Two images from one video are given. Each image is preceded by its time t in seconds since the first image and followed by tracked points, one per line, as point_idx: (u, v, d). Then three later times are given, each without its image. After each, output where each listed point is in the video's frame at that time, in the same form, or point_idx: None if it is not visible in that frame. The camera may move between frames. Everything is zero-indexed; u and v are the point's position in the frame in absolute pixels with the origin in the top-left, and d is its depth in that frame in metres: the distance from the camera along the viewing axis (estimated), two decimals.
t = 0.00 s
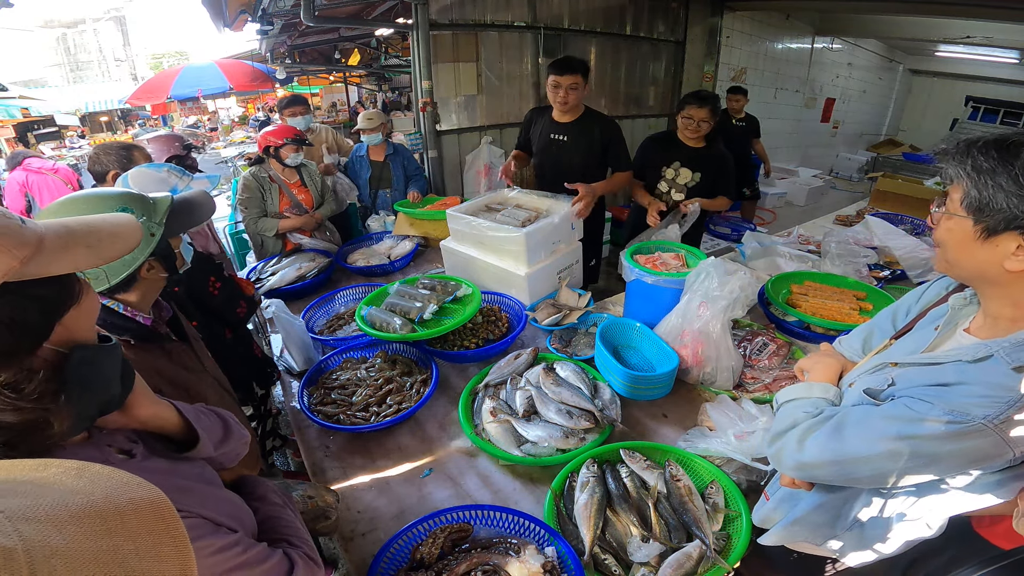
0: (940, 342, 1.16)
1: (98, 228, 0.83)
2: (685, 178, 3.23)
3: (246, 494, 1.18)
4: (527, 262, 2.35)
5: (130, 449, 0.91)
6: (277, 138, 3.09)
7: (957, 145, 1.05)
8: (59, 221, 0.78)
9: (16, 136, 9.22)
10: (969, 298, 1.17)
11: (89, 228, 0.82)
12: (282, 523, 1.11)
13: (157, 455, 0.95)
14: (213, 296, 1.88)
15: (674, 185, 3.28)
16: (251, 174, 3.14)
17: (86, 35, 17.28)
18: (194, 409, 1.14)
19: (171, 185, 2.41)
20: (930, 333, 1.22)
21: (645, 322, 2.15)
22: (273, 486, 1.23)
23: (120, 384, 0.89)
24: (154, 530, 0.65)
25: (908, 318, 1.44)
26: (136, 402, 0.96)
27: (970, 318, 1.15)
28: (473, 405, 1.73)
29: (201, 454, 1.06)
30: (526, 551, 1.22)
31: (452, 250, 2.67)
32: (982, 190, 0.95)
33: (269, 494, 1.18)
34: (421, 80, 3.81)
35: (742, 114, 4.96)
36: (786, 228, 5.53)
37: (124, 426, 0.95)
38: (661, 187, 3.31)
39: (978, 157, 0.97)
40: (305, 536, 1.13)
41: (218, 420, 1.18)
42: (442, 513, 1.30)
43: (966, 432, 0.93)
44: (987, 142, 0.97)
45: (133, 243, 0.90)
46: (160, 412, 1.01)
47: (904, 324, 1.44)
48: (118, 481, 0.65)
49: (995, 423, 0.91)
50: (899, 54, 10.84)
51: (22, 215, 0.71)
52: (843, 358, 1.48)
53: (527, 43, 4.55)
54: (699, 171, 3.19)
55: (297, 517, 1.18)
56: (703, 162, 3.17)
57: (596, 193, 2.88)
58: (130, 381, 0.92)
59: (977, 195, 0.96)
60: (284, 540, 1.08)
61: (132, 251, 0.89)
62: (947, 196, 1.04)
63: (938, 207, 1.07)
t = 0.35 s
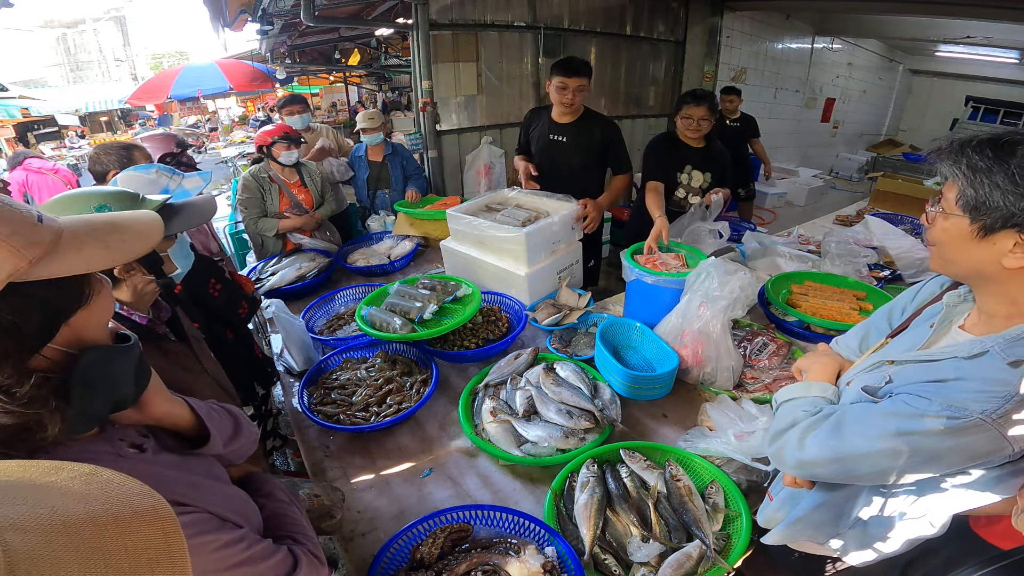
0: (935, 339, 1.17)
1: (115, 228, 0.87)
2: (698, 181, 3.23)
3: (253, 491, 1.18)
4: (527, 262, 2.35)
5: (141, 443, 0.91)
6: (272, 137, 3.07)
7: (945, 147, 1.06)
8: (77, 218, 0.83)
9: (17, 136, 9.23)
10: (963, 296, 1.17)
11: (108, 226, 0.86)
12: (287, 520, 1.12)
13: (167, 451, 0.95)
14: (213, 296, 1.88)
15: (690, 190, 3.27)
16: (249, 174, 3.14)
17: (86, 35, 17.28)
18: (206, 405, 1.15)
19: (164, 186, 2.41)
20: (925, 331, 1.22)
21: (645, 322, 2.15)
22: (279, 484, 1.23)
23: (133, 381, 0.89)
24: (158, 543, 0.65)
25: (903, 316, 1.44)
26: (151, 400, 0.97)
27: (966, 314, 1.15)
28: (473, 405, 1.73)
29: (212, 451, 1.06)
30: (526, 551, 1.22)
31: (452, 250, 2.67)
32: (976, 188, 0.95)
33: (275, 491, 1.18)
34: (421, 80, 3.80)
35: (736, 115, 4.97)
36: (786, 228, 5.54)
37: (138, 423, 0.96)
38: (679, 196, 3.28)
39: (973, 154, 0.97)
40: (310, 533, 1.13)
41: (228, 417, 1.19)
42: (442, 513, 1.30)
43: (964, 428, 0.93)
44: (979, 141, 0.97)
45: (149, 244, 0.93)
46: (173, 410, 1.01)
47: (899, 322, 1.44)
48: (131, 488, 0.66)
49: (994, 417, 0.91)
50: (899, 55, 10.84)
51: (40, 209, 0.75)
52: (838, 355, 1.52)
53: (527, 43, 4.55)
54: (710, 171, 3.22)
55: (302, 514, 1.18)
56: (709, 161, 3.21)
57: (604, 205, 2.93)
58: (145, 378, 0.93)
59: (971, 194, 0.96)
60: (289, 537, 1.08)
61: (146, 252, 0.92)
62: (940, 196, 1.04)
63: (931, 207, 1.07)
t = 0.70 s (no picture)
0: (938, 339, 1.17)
1: (136, 229, 0.88)
2: (702, 184, 3.26)
3: (257, 486, 1.18)
4: (527, 262, 2.35)
5: (147, 437, 0.90)
6: (268, 137, 3.07)
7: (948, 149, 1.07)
8: (100, 220, 0.84)
9: (17, 137, 9.22)
10: (966, 294, 1.17)
11: (128, 228, 0.87)
12: (291, 516, 1.12)
13: (173, 445, 0.95)
14: (213, 295, 1.88)
15: (695, 193, 3.28)
16: (249, 175, 3.14)
17: (85, 35, 17.28)
18: (211, 402, 1.15)
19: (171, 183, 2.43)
20: (928, 330, 1.21)
21: (645, 323, 2.15)
22: (283, 481, 1.23)
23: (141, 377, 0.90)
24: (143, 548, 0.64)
25: (905, 315, 1.44)
26: (159, 395, 0.98)
27: (970, 313, 1.15)
28: (473, 405, 1.73)
29: (217, 447, 1.05)
30: (526, 551, 1.22)
31: (452, 250, 2.67)
32: (984, 188, 0.95)
33: (280, 487, 1.18)
34: (421, 80, 3.81)
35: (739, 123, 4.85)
36: (786, 228, 5.54)
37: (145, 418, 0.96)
38: (684, 200, 3.29)
39: (978, 154, 0.98)
40: (314, 530, 1.13)
41: (234, 413, 1.19)
42: (441, 513, 1.30)
43: (971, 425, 0.93)
44: (983, 141, 0.98)
45: (168, 245, 0.93)
46: (180, 406, 1.02)
47: (901, 322, 1.44)
48: (119, 493, 0.67)
49: (1001, 415, 0.91)
50: (899, 54, 10.84)
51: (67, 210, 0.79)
52: (840, 354, 1.50)
53: (527, 43, 4.56)
54: (713, 174, 3.25)
55: (305, 511, 1.18)
56: (712, 162, 3.22)
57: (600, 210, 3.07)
58: (153, 375, 0.94)
59: (980, 194, 0.96)
60: (292, 532, 1.08)
61: (165, 254, 0.91)
62: (948, 196, 1.04)
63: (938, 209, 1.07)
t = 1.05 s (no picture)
0: (943, 341, 1.17)
1: (142, 239, 0.87)
2: (700, 185, 3.26)
3: (258, 487, 1.18)
4: (527, 263, 2.35)
5: (149, 435, 0.90)
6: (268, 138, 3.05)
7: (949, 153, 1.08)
8: (109, 225, 0.85)
9: (17, 136, 9.23)
10: (970, 297, 1.17)
11: (137, 236, 0.87)
12: (290, 516, 1.12)
13: (175, 444, 0.94)
14: (209, 288, 1.87)
15: (692, 195, 3.29)
16: (248, 175, 3.13)
17: (85, 35, 17.29)
18: (218, 401, 1.14)
19: (173, 185, 2.42)
20: (931, 332, 1.21)
21: (645, 322, 2.15)
22: (284, 481, 1.23)
23: (141, 385, 0.88)
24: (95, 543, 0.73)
25: (905, 316, 1.44)
26: (166, 395, 0.97)
27: (973, 316, 1.15)
28: (473, 406, 1.73)
29: (220, 446, 1.05)
30: (526, 551, 1.22)
31: (452, 250, 2.67)
32: (991, 188, 0.96)
33: (280, 487, 1.18)
34: (421, 80, 3.81)
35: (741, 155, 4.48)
36: (786, 228, 5.54)
37: (150, 418, 0.95)
38: (681, 202, 3.30)
39: (983, 155, 0.98)
40: (312, 531, 1.13)
41: (240, 413, 1.18)
42: (442, 513, 1.30)
43: (978, 431, 0.93)
44: (988, 142, 0.99)
45: (171, 259, 0.92)
46: (186, 407, 1.01)
47: (900, 323, 1.44)
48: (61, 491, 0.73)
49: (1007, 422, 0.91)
50: (899, 54, 10.84)
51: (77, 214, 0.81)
52: (838, 356, 1.50)
53: (527, 43, 4.56)
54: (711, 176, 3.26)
55: (305, 511, 1.18)
56: (711, 163, 3.22)
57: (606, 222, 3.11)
58: (155, 382, 0.92)
59: (991, 193, 0.96)
60: (289, 533, 1.07)
61: (163, 271, 0.90)
62: (953, 199, 1.04)
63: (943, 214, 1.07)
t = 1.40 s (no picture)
0: (941, 343, 1.15)
1: (133, 245, 0.87)
2: (700, 185, 3.26)
3: (256, 488, 1.18)
4: (527, 263, 2.35)
5: (145, 439, 0.90)
6: (266, 139, 3.03)
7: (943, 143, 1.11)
8: (99, 232, 0.84)
9: (17, 136, 9.23)
10: (970, 300, 1.15)
11: (126, 242, 0.86)
12: (288, 518, 1.12)
13: (172, 447, 0.95)
14: (210, 291, 1.86)
15: (693, 195, 3.29)
16: (247, 176, 3.13)
17: (85, 35, 17.30)
18: (219, 403, 1.14)
19: (176, 183, 2.42)
20: (931, 334, 1.21)
21: (645, 323, 2.15)
22: (284, 482, 1.23)
23: (136, 392, 0.85)
24: (68, 554, 0.75)
25: (905, 318, 1.43)
26: (165, 399, 0.97)
27: (970, 321, 1.13)
28: (473, 406, 1.73)
29: (219, 450, 1.05)
30: (526, 551, 1.23)
31: (452, 250, 2.67)
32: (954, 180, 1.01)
33: (280, 489, 1.18)
34: (421, 80, 3.81)
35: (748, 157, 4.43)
36: (786, 228, 5.55)
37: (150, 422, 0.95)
38: (682, 202, 3.29)
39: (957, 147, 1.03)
40: (310, 533, 1.13)
41: (240, 416, 1.18)
42: (442, 513, 1.30)
43: (972, 438, 0.93)
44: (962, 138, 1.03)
45: (161, 266, 0.90)
46: (188, 410, 1.01)
47: (900, 325, 1.43)
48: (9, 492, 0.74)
49: (1002, 428, 0.91)
50: (899, 54, 10.84)
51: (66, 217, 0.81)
52: (838, 357, 1.51)
53: (527, 42, 4.56)
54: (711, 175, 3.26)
55: (304, 513, 1.18)
56: (709, 163, 3.22)
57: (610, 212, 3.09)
58: (154, 387, 0.89)
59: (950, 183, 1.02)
60: (287, 536, 1.07)
61: (151, 278, 0.87)
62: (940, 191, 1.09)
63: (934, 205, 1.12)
